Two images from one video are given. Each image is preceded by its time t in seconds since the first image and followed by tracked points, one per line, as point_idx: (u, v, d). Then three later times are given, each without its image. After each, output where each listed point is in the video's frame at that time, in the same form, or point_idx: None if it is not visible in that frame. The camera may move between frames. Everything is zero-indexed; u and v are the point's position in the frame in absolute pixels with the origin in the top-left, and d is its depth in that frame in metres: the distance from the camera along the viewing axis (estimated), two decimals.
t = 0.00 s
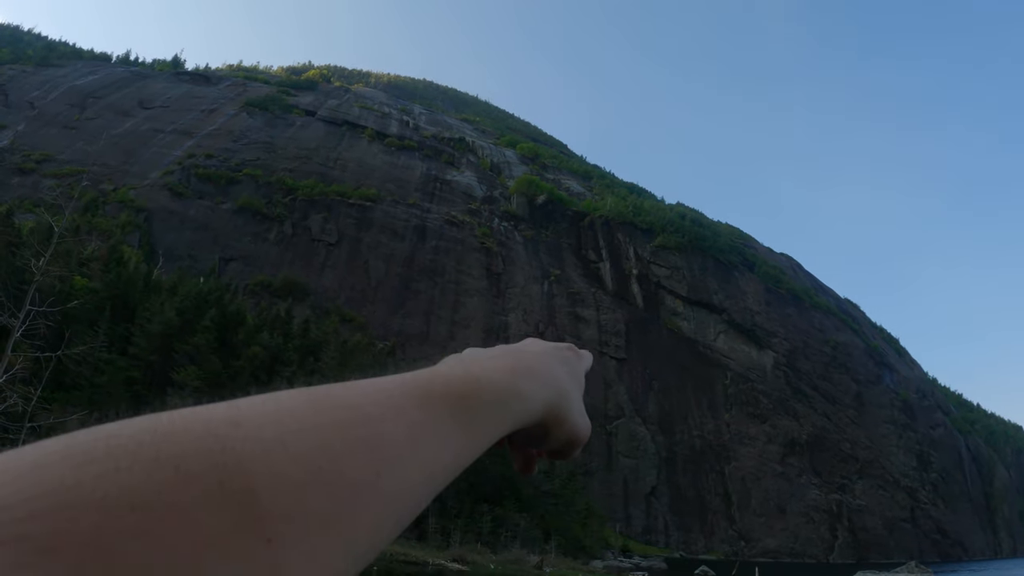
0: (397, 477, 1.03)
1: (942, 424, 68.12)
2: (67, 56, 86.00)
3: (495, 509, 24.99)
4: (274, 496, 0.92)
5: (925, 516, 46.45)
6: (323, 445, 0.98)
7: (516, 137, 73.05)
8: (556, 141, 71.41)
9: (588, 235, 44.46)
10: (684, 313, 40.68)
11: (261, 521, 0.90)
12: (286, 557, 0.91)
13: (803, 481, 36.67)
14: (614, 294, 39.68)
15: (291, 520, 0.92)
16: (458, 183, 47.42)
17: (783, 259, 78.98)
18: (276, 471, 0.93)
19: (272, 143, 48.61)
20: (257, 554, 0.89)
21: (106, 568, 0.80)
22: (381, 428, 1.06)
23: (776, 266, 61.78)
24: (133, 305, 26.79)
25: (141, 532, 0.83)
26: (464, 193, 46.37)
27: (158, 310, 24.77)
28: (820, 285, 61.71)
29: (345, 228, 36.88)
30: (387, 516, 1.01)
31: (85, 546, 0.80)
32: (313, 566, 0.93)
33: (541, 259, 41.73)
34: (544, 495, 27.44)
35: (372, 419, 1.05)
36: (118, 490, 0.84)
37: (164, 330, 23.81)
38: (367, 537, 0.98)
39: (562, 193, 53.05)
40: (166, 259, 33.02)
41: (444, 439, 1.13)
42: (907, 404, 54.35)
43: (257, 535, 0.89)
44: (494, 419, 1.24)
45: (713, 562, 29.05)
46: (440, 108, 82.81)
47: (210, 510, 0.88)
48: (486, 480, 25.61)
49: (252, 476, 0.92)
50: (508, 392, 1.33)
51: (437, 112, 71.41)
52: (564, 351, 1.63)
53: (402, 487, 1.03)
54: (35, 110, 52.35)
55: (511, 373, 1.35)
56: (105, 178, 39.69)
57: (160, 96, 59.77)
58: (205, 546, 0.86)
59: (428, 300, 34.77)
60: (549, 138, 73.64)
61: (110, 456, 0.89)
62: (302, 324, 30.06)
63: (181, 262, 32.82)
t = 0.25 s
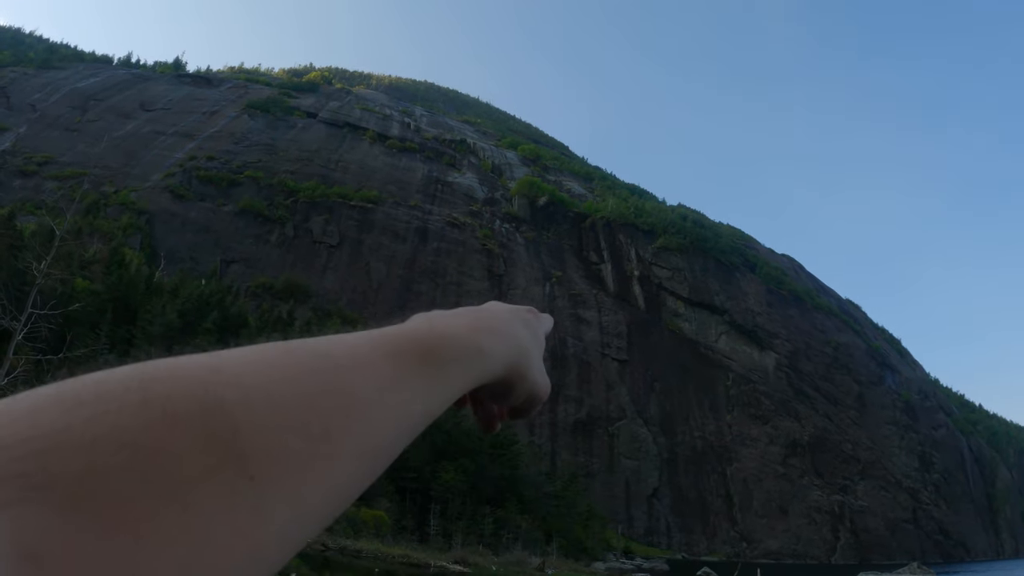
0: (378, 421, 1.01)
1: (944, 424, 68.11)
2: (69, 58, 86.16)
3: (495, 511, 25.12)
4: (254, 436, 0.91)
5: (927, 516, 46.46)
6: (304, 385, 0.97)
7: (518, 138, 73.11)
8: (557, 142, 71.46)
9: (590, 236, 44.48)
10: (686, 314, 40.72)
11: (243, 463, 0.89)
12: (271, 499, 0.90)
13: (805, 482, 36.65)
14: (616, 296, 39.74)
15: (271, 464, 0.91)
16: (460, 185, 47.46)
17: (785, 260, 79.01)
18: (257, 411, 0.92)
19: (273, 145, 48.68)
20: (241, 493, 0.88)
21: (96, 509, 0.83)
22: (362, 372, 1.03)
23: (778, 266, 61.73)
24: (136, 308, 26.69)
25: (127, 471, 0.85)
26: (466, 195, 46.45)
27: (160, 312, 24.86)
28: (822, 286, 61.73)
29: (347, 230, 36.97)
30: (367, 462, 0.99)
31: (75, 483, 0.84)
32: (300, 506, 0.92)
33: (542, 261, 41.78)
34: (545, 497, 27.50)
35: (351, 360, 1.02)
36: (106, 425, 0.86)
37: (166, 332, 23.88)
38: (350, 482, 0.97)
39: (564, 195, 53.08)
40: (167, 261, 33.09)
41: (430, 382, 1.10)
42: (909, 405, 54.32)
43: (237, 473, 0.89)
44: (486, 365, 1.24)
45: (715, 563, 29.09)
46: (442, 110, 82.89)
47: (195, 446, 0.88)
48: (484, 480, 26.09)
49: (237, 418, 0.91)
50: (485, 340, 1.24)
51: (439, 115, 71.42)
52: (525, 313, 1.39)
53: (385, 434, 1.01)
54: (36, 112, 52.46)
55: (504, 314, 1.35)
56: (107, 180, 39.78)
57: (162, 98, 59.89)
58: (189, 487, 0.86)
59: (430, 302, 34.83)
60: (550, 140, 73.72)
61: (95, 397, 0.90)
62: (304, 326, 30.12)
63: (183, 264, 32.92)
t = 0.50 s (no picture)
0: (384, 387, 1.00)
1: (946, 425, 68.01)
2: (70, 59, 86.28)
3: (497, 512, 25.18)
4: (262, 397, 0.88)
5: (929, 517, 46.46)
6: (310, 349, 0.95)
7: (519, 139, 73.15)
8: (557, 143, 71.51)
9: (591, 238, 44.54)
10: (687, 316, 40.76)
11: (250, 428, 0.86)
12: (282, 465, 0.87)
13: (806, 483, 36.64)
14: (617, 297, 39.79)
15: (280, 430, 0.88)
16: (461, 186, 47.53)
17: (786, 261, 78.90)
18: (263, 376, 0.89)
19: (274, 146, 48.76)
20: (251, 459, 0.85)
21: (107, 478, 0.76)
22: (367, 338, 1.02)
23: (779, 267, 61.75)
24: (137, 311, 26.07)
25: (136, 434, 0.78)
26: (467, 196, 46.51)
27: (161, 313, 25.00)
28: (823, 287, 61.76)
29: (348, 232, 37.06)
30: (375, 429, 0.97)
31: (85, 449, 0.76)
32: (311, 473, 0.90)
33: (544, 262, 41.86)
34: (546, 498, 27.54)
35: (356, 325, 1.01)
36: (112, 393, 0.79)
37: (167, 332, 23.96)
38: (357, 450, 0.95)
39: (565, 196, 53.11)
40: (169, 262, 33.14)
41: (430, 353, 1.09)
42: (910, 406, 54.31)
43: (245, 440, 0.85)
44: (485, 335, 1.22)
45: (717, 564, 29.10)
46: (443, 111, 82.99)
47: (202, 409, 0.83)
48: (486, 481, 26.24)
49: (243, 383, 0.87)
50: (491, 307, 1.27)
51: (439, 116, 71.51)
52: (528, 277, 1.46)
53: (391, 404, 1.00)
54: (38, 113, 52.55)
55: (497, 289, 1.33)
56: (108, 181, 39.87)
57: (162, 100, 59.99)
58: (197, 454, 0.81)
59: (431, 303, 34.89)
60: (551, 141, 73.75)
61: (95, 362, 0.83)
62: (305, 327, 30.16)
63: (184, 265, 33.04)
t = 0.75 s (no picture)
0: (402, 314, 1.01)
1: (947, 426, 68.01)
2: (72, 59, 86.58)
3: (497, 513, 25.21)
4: (278, 324, 0.89)
5: (929, 518, 46.52)
6: (324, 277, 0.95)
7: (520, 140, 73.25)
8: (558, 144, 71.61)
9: (592, 238, 44.64)
10: (687, 316, 40.87)
11: (265, 354, 0.87)
12: (298, 391, 0.89)
13: (807, 484, 36.66)
14: (618, 297, 39.87)
15: (298, 353, 0.89)
16: (462, 187, 47.57)
17: (787, 262, 78.95)
18: (278, 300, 0.90)
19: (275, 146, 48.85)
20: (265, 385, 0.86)
21: (126, 402, 0.78)
22: (381, 269, 1.03)
23: (780, 268, 61.83)
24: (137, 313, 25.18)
25: (150, 358, 0.80)
26: (468, 197, 46.58)
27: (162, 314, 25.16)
28: (824, 288, 61.81)
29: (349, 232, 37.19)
30: (389, 357, 0.99)
31: (102, 377, 0.78)
32: (326, 396, 0.91)
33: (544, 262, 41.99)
34: (547, 499, 27.59)
35: (368, 260, 1.02)
36: (128, 321, 0.80)
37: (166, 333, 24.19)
38: (373, 376, 0.96)
39: (566, 196, 53.15)
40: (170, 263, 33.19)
41: (443, 285, 1.10)
42: (910, 406, 54.34)
43: (261, 366, 0.86)
44: (496, 272, 1.23)
45: (716, 564, 29.17)
46: (444, 112, 83.02)
47: (216, 335, 0.84)
48: (487, 483, 26.36)
49: (259, 310, 0.88)
50: (505, 241, 1.28)
51: (440, 117, 71.61)
52: (543, 214, 1.47)
53: (406, 333, 1.01)
54: (39, 114, 52.62)
55: (508, 226, 1.34)
56: (109, 182, 39.95)
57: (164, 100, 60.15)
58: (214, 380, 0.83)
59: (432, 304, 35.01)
60: (552, 142, 73.84)
61: (112, 293, 0.85)
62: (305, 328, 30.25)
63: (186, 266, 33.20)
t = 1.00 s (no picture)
0: (382, 272, 1.03)
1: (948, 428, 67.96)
2: (73, 61, 86.60)
3: (498, 514, 25.22)
4: (259, 280, 0.90)
5: (930, 519, 46.51)
6: (303, 240, 0.96)
7: (521, 142, 73.26)
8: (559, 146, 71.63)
9: (592, 239, 44.63)
10: (688, 318, 40.87)
11: (245, 309, 0.87)
12: (284, 341, 0.89)
13: (808, 485, 36.59)
14: (618, 299, 39.86)
15: (282, 300, 0.91)
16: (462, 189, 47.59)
17: (788, 263, 78.92)
18: (264, 251, 0.92)
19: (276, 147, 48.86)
20: (246, 341, 0.86)
21: (116, 347, 0.78)
22: (359, 227, 1.04)
23: (781, 270, 61.85)
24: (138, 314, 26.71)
25: (134, 318, 0.80)
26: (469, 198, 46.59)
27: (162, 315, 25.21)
28: (825, 290, 61.78)
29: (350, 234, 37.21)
30: (372, 314, 1.00)
31: (82, 339, 0.78)
32: (309, 353, 0.92)
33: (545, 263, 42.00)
34: (548, 500, 27.56)
35: (349, 223, 1.03)
36: (113, 286, 0.81)
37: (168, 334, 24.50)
38: (352, 325, 0.98)
39: (567, 198, 53.08)
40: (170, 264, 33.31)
41: (421, 249, 1.12)
42: (911, 408, 54.23)
43: (241, 322, 0.87)
44: (472, 231, 1.25)
45: (717, 566, 29.12)
46: (444, 113, 83.06)
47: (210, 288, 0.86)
48: (487, 483, 26.36)
49: (238, 270, 0.89)
50: (479, 204, 1.31)
51: (441, 118, 71.60)
52: (515, 175, 1.50)
53: (386, 292, 1.02)
54: (40, 115, 52.75)
55: (481, 186, 1.35)
56: (110, 183, 40.06)
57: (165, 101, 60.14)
58: (198, 339, 0.83)
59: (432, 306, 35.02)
60: (552, 143, 73.89)
61: (96, 264, 0.85)
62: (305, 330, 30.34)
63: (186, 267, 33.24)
